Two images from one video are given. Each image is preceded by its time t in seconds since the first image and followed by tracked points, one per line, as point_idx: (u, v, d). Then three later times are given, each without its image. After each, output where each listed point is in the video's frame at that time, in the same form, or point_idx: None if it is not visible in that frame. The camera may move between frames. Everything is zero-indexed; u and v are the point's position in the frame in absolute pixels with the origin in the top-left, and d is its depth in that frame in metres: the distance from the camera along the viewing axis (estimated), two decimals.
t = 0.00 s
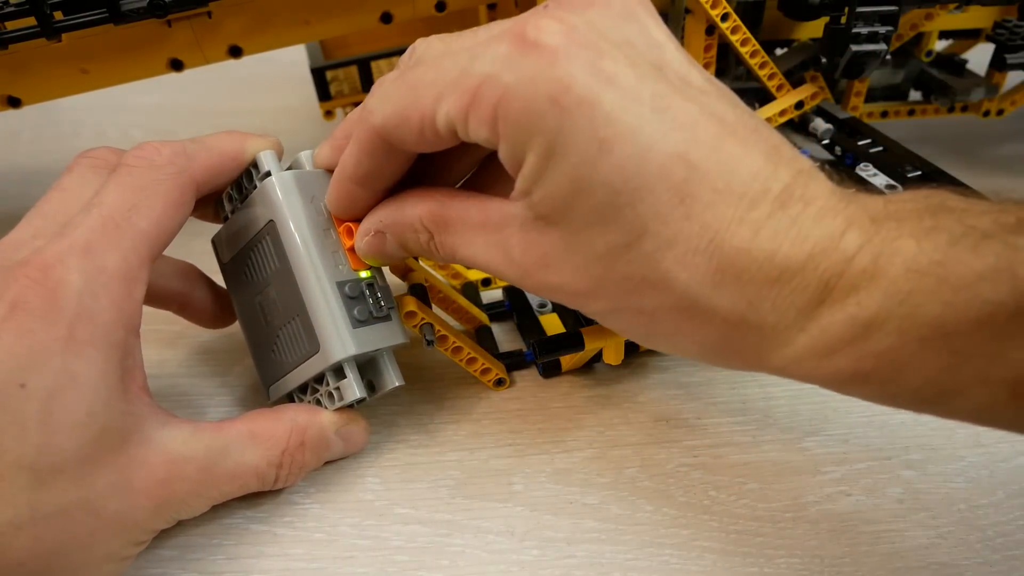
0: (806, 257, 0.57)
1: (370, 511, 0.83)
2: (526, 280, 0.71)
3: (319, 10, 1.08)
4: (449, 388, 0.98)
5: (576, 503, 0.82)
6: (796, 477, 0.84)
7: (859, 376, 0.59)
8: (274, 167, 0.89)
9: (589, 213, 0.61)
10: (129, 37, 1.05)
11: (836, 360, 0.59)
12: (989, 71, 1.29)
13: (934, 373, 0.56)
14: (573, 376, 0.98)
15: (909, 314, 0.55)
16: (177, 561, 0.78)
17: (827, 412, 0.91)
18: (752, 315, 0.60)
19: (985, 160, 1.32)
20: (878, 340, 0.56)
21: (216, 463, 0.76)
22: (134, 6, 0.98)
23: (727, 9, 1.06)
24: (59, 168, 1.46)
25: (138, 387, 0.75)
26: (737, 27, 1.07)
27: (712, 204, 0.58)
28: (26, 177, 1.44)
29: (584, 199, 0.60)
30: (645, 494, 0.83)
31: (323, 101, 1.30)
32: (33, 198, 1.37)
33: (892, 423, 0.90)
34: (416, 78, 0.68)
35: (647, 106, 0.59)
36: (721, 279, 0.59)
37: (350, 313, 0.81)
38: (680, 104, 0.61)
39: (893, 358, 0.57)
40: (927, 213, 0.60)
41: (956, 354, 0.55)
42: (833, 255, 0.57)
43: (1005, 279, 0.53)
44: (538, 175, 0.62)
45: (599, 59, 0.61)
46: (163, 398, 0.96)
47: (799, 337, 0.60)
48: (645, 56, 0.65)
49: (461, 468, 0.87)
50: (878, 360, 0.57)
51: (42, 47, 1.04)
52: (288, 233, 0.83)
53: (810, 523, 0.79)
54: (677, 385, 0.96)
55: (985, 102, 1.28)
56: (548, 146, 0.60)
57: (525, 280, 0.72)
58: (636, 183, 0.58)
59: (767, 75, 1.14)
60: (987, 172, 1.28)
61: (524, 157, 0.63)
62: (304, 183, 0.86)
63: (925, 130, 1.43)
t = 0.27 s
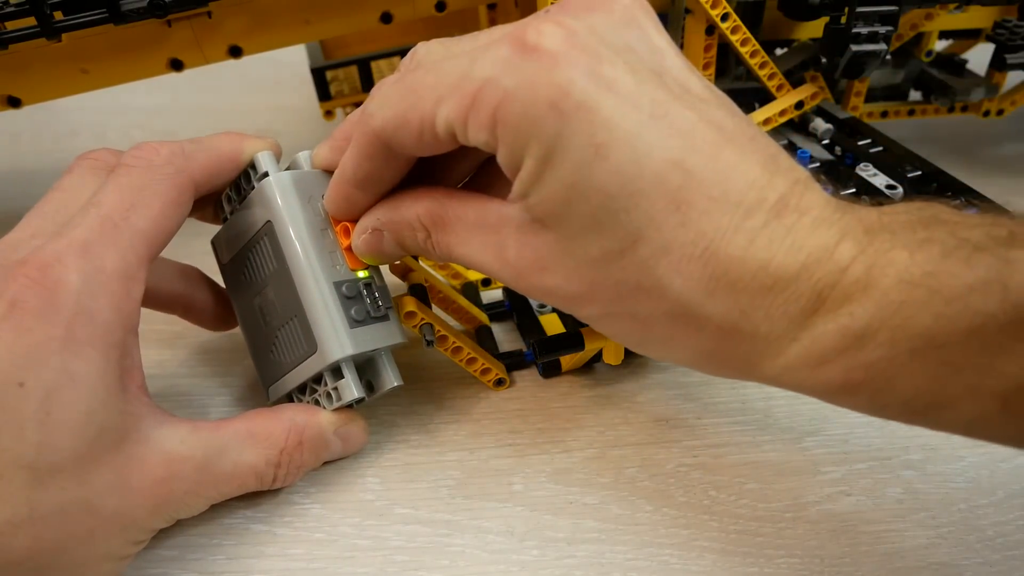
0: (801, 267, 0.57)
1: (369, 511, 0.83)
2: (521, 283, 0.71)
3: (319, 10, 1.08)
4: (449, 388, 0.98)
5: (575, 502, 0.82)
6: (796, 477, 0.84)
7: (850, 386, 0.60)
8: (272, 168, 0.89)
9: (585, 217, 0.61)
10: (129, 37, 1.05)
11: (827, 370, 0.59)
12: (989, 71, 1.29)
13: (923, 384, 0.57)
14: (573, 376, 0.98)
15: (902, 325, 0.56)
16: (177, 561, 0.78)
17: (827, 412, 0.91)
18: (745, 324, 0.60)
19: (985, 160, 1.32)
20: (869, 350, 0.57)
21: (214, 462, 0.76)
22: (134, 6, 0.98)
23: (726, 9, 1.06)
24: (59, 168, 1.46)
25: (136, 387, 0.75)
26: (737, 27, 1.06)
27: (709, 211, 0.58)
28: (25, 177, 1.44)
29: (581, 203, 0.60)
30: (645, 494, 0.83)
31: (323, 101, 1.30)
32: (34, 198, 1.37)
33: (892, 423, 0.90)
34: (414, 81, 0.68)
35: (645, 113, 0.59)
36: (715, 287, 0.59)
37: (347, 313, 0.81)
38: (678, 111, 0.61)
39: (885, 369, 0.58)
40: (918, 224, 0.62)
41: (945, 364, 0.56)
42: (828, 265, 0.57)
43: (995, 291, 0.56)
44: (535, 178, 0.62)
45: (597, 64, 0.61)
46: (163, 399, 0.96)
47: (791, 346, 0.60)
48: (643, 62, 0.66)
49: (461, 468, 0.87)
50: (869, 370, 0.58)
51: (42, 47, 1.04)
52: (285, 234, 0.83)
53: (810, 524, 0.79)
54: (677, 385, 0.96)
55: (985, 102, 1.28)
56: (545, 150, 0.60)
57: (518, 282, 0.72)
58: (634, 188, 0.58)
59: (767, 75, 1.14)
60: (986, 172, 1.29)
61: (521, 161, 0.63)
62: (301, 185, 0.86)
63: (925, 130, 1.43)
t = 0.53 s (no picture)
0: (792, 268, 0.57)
1: (370, 511, 0.83)
2: (513, 281, 0.72)
3: (318, 10, 1.08)
4: (449, 388, 0.98)
5: (575, 502, 0.82)
6: (796, 477, 0.84)
7: (842, 389, 0.59)
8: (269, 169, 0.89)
9: (579, 216, 0.61)
10: (129, 37, 1.05)
11: (819, 373, 0.59)
12: (989, 71, 1.29)
13: (915, 388, 0.56)
14: (573, 376, 0.98)
15: (893, 328, 0.55)
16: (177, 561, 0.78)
17: (827, 412, 0.91)
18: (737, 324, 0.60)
19: (985, 160, 1.32)
20: (861, 354, 0.56)
21: (213, 462, 0.76)
22: (134, 6, 0.98)
23: (726, 9, 1.06)
24: (59, 168, 1.46)
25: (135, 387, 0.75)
26: (737, 28, 1.06)
27: (703, 211, 0.58)
28: (25, 177, 1.44)
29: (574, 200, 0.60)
30: (645, 494, 0.83)
31: (323, 101, 1.30)
32: (34, 198, 1.37)
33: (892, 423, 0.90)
34: (410, 79, 0.68)
35: (640, 112, 0.59)
36: (708, 288, 0.59)
37: (346, 313, 0.81)
38: (674, 111, 0.61)
39: (877, 373, 0.57)
40: (911, 228, 0.62)
41: (939, 369, 0.55)
42: (820, 266, 0.57)
43: (987, 293, 0.55)
44: (529, 175, 0.62)
45: (594, 63, 0.61)
46: (163, 399, 0.96)
47: (782, 348, 0.59)
48: (640, 62, 0.66)
49: (461, 468, 0.87)
50: (860, 373, 0.57)
51: (42, 47, 1.04)
52: (284, 234, 0.83)
53: (810, 524, 0.79)
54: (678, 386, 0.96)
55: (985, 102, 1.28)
56: (539, 147, 0.60)
57: (511, 281, 0.72)
58: (626, 185, 0.58)
59: (767, 76, 1.14)
60: (986, 172, 1.29)
61: (516, 159, 0.63)
62: (299, 185, 0.86)
63: (925, 131, 1.43)
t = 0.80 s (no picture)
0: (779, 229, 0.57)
1: (370, 511, 0.83)
2: (513, 267, 0.72)
3: (318, 9, 1.08)
4: (449, 388, 0.98)
5: (575, 502, 0.82)
6: (796, 478, 0.84)
7: (835, 363, 0.58)
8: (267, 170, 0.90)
9: (574, 198, 0.62)
10: (129, 37, 1.05)
11: (820, 346, 0.58)
12: (989, 71, 1.29)
13: (916, 361, 0.55)
14: (572, 376, 0.98)
15: (893, 299, 0.54)
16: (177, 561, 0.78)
17: (827, 412, 0.91)
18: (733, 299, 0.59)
19: (985, 160, 1.32)
20: (861, 326, 0.55)
21: (215, 461, 0.76)
22: (134, 6, 0.98)
23: (726, 9, 1.06)
24: (59, 168, 1.46)
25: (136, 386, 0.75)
26: (736, 27, 1.06)
27: (697, 189, 0.58)
28: (25, 177, 1.44)
29: (566, 184, 0.61)
30: (645, 494, 0.83)
31: (323, 101, 1.30)
32: (34, 198, 1.37)
33: (892, 423, 0.89)
34: (399, 71, 0.69)
35: (631, 94, 0.60)
36: (705, 264, 0.59)
37: (344, 309, 0.81)
38: (665, 94, 0.62)
39: (881, 346, 0.55)
40: (912, 203, 0.60)
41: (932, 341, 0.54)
42: (817, 241, 0.56)
43: (990, 268, 0.53)
44: (523, 161, 0.63)
45: (581, 47, 0.63)
46: (163, 399, 0.96)
47: (781, 320, 0.59)
48: (631, 48, 0.67)
49: (461, 468, 0.87)
50: (861, 346, 0.56)
51: (42, 47, 1.04)
52: (282, 233, 0.84)
53: (810, 524, 0.79)
54: (678, 386, 0.96)
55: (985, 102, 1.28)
56: (530, 133, 0.60)
57: (511, 266, 0.72)
58: (619, 165, 0.58)
59: (767, 75, 1.14)
60: (986, 172, 1.29)
61: (509, 145, 0.63)
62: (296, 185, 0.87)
63: (925, 130, 1.43)
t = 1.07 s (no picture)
0: (895, 101, 0.39)
1: (370, 511, 0.83)
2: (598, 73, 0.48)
3: (319, 10, 1.08)
4: (449, 388, 0.98)
5: (575, 502, 0.82)
6: (796, 478, 0.84)
7: None
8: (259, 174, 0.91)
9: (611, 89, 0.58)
10: (129, 37, 1.05)
11: None
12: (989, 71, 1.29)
13: None
14: (572, 376, 0.98)
15: None
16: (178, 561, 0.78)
17: (827, 412, 0.91)
18: None
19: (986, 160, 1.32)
20: None
21: (218, 461, 0.76)
22: (134, 6, 0.98)
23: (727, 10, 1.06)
24: (60, 168, 1.46)
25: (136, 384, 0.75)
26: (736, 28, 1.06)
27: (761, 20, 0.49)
28: (26, 177, 1.44)
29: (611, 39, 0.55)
30: (645, 494, 0.83)
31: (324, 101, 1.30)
32: (35, 199, 1.37)
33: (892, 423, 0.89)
34: None
35: None
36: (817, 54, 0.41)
37: (336, 303, 0.81)
38: None
39: None
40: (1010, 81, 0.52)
41: None
42: None
43: None
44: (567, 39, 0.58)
45: None
46: (164, 399, 0.96)
47: None
48: None
49: (461, 468, 0.87)
50: None
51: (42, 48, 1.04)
52: (274, 233, 0.84)
53: (810, 524, 0.79)
54: (678, 386, 0.96)
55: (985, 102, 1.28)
56: None
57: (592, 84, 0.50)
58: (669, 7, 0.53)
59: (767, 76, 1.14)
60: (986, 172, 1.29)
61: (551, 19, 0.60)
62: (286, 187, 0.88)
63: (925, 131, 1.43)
